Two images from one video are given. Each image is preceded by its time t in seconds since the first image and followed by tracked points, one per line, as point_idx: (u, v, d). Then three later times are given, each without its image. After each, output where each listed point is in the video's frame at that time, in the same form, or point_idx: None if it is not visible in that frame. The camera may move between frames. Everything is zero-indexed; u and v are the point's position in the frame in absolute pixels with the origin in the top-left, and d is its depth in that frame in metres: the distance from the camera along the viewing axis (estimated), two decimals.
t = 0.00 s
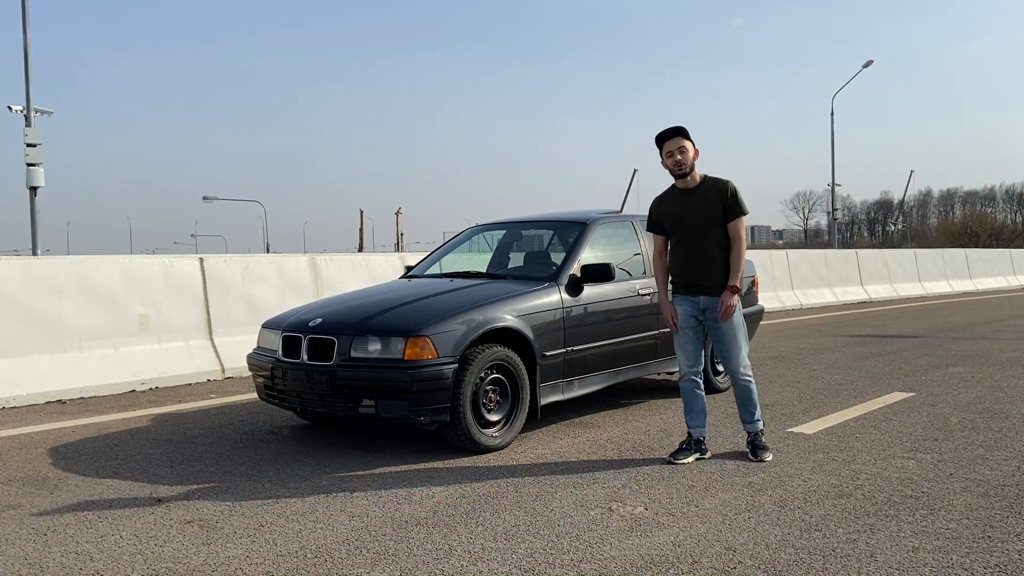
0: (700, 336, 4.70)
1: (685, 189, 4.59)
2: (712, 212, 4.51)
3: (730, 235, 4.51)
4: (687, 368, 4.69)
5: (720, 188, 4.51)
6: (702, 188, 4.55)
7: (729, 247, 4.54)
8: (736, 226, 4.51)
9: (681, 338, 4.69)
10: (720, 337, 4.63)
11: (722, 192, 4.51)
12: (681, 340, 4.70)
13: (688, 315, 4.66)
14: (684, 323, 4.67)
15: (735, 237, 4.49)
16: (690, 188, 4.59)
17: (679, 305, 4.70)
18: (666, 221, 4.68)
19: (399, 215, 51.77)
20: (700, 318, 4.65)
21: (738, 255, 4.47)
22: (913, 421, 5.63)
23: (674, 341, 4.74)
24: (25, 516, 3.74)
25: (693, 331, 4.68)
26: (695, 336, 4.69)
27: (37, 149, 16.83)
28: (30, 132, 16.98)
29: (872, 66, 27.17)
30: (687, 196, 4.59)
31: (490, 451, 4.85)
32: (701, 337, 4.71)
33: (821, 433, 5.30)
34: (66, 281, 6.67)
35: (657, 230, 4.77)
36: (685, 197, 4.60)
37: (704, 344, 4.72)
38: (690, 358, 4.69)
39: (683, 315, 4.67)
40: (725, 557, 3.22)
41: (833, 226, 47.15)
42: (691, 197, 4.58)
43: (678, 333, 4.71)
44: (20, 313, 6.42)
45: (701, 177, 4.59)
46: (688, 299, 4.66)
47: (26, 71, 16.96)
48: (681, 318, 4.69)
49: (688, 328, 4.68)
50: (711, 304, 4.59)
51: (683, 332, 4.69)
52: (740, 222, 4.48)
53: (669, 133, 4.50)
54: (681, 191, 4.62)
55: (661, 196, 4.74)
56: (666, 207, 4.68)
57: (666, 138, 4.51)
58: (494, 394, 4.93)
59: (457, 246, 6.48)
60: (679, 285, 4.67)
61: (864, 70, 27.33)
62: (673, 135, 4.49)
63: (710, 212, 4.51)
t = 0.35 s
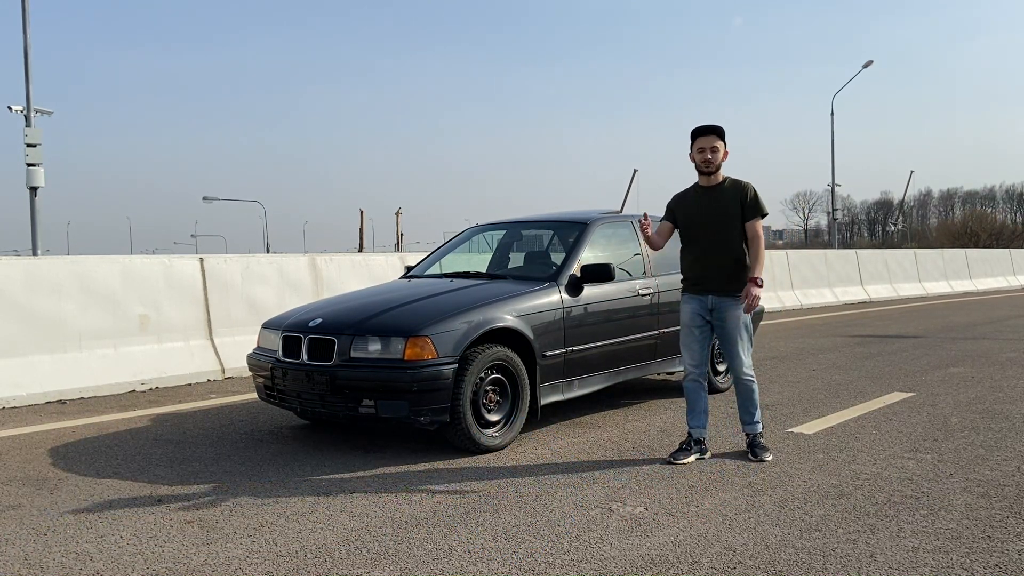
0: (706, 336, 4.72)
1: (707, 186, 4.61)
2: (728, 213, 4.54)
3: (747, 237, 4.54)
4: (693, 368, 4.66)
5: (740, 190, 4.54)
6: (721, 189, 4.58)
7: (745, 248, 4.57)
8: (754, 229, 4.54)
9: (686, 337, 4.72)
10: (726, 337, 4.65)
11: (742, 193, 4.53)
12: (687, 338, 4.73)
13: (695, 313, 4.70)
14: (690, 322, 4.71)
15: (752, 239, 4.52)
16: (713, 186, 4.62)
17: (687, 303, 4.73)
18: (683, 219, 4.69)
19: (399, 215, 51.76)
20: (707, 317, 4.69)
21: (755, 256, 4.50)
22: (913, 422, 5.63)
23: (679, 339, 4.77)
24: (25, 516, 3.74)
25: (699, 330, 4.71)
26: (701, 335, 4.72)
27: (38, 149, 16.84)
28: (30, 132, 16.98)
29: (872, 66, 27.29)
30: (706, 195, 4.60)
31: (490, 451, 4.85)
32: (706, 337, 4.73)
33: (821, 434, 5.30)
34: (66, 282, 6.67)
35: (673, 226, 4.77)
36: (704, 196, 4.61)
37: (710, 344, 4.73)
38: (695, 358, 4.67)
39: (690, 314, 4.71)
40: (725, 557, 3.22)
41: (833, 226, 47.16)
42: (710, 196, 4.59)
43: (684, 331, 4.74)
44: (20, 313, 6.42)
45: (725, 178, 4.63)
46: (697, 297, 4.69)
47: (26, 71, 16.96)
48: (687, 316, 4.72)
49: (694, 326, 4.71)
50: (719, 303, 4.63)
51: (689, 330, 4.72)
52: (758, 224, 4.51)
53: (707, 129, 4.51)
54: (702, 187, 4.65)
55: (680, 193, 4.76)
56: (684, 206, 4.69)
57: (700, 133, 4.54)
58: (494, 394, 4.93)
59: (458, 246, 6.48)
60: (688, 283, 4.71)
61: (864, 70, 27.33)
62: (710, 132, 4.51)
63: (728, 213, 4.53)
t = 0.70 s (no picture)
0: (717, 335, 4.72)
1: (724, 185, 4.61)
2: (746, 214, 4.57)
3: (762, 238, 4.59)
4: (700, 367, 4.69)
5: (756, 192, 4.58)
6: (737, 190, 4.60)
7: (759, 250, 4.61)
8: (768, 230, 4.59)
9: (698, 336, 4.70)
10: (738, 337, 4.66)
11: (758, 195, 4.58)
12: (699, 336, 4.73)
13: (709, 313, 4.69)
14: (703, 321, 4.70)
15: (768, 241, 4.57)
16: (729, 185, 4.63)
17: (700, 302, 4.72)
18: (698, 219, 4.68)
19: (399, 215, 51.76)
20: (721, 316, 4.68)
21: (770, 258, 4.55)
22: (913, 422, 5.63)
23: (690, 338, 4.76)
24: (25, 516, 3.74)
25: (711, 330, 4.70)
26: (713, 335, 4.71)
27: (38, 149, 16.84)
28: (30, 132, 16.98)
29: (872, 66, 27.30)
30: (723, 195, 4.61)
31: (490, 451, 4.85)
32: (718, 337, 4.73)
33: (821, 434, 5.30)
34: (66, 282, 6.67)
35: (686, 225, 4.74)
36: (720, 196, 4.62)
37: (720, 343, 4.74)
38: (704, 357, 4.69)
39: (704, 314, 4.71)
40: (725, 557, 3.22)
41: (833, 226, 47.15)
42: (726, 197, 4.60)
43: (696, 330, 4.73)
44: (19, 313, 6.41)
45: (742, 178, 4.64)
46: (711, 297, 4.68)
47: (26, 71, 16.95)
48: (701, 316, 4.71)
49: (707, 326, 4.71)
50: (734, 303, 4.63)
51: (701, 330, 4.71)
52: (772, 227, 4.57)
53: (731, 127, 4.51)
54: (719, 185, 4.64)
55: (690, 192, 4.73)
56: (699, 205, 4.67)
57: (723, 131, 4.54)
58: (494, 394, 4.93)
59: (458, 246, 6.48)
60: (702, 283, 4.69)
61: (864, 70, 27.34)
62: (734, 130, 4.51)
63: (745, 214, 4.56)
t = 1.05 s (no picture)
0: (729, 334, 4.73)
1: (741, 187, 4.60)
2: (762, 215, 4.58)
3: (779, 240, 4.62)
4: (710, 366, 4.71)
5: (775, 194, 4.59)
6: (756, 192, 4.59)
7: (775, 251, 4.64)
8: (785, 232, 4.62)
9: (712, 336, 4.71)
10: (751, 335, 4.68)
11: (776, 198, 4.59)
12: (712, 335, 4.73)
13: (723, 312, 4.70)
14: (717, 320, 4.71)
15: (785, 243, 4.60)
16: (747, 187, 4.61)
17: (714, 302, 4.73)
18: (716, 219, 4.65)
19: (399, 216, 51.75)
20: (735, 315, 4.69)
21: (787, 259, 4.59)
22: (913, 422, 5.63)
23: (702, 337, 4.76)
24: (25, 517, 3.75)
25: (725, 330, 4.71)
26: (726, 335, 4.72)
27: (38, 149, 16.84)
28: (30, 132, 16.99)
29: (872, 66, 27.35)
30: (742, 196, 4.60)
31: (490, 451, 4.85)
32: (731, 336, 4.74)
33: (821, 434, 5.31)
34: (66, 282, 6.67)
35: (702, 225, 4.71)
36: (738, 197, 4.60)
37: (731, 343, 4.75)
38: (715, 356, 4.71)
39: (718, 314, 4.71)
40: (725, 557, 3.22)
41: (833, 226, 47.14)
42: (744, 198, 4.59)
43: (709, 330, 4.73)
44: (19, 313, 6.41)
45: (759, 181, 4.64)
46: (726, 296, 4.69)
47: (25, 71, 16.94)
48: (714, 314, 4.72)
49: (720, 325, 4.72)
50: (749, 302, 4.64)
51: (715, 328, 4.72)
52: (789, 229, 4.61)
53: (750, 128, 4.51)
54: (736, 186, 4.63)
55: (706, 191, 4.73)
56: (717, 205, 4.64)
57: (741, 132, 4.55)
58: (494, 394, 4.93)
59: (458, 246, 6.48)
60: (716, 283, 4.70)
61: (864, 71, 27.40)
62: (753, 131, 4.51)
63: (763, 216, 4.57)
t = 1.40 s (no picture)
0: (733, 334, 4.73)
1: (750, 186, 4.61)
2: (771, 214, 4.58)
3: (787, 240, 4.62)
4: (717, 365, 4.72)
5: (784, 194, 4.59)
6: (765, 191, 4.60)
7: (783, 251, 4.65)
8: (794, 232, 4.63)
9: (718, 334, 4.73)
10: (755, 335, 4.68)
11: (785, 198, 4.59)
12: (717, 334, 4.74)
13: (728, 312, 4.70)
14: (722, 319, 4.71)
15: (793, 243, 4.61)
16: (755, 186, 4.62)
17: (719, 300, 4.74)
18: (724, 218, 4.65)
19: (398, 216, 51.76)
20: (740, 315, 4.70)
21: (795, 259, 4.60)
22: (913, 422, 5.64)
23: (708, 336, 4.78)
24: (25, 517, 3.75)
25: (730, 329, 4.71)
26: (731, 334, 4.73)
27: (37, 149, 16.85)
28: (30, 132, 16.99)
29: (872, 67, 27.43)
30: (750, 195, 4.60)
31: (490, 451, 4.85)
32: (736, 336, 4.75)
33: (821, 434, 5.31)
34: (66, 282, 6.67)
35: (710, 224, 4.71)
36: (747, 196, 4.61)
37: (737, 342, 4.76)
38: (721, 355, 4.72)
39: (723, 312, 4.72)
40: (726, 557, 3.23)
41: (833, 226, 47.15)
42: (754, 198, 4.59)
43: (715, 328, 4.74)
44: (19, 313, 6.41)
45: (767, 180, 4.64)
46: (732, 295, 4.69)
47: (26, 71, 16.92)
48: (719, 313, 4.73)
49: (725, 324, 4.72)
50: (755, 302, 4.64)
51: (720, 327, 4.72)
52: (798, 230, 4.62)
53: (758, 128, 4.50)
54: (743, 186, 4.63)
55: (715, 189, 4.74)
56: (725, 204, 4.64)
57: (749, 131, 4.54)
58: (494, 394, 4.93)
59: (458, 246, 6.48)
60: (723, 282, 4.70)
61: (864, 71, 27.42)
62: (761, 132, 4.50)
63: (772, 215, 4.57)
